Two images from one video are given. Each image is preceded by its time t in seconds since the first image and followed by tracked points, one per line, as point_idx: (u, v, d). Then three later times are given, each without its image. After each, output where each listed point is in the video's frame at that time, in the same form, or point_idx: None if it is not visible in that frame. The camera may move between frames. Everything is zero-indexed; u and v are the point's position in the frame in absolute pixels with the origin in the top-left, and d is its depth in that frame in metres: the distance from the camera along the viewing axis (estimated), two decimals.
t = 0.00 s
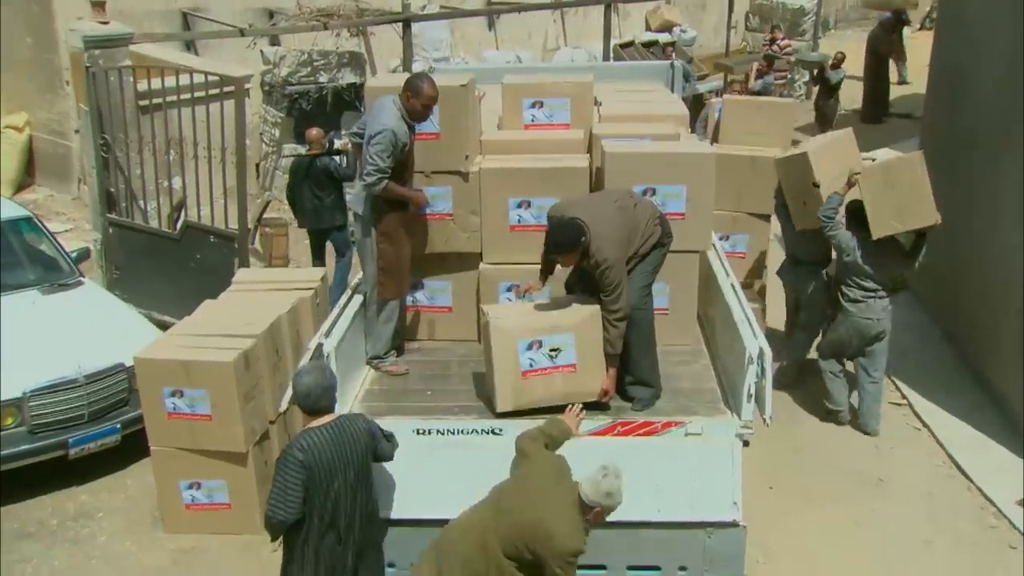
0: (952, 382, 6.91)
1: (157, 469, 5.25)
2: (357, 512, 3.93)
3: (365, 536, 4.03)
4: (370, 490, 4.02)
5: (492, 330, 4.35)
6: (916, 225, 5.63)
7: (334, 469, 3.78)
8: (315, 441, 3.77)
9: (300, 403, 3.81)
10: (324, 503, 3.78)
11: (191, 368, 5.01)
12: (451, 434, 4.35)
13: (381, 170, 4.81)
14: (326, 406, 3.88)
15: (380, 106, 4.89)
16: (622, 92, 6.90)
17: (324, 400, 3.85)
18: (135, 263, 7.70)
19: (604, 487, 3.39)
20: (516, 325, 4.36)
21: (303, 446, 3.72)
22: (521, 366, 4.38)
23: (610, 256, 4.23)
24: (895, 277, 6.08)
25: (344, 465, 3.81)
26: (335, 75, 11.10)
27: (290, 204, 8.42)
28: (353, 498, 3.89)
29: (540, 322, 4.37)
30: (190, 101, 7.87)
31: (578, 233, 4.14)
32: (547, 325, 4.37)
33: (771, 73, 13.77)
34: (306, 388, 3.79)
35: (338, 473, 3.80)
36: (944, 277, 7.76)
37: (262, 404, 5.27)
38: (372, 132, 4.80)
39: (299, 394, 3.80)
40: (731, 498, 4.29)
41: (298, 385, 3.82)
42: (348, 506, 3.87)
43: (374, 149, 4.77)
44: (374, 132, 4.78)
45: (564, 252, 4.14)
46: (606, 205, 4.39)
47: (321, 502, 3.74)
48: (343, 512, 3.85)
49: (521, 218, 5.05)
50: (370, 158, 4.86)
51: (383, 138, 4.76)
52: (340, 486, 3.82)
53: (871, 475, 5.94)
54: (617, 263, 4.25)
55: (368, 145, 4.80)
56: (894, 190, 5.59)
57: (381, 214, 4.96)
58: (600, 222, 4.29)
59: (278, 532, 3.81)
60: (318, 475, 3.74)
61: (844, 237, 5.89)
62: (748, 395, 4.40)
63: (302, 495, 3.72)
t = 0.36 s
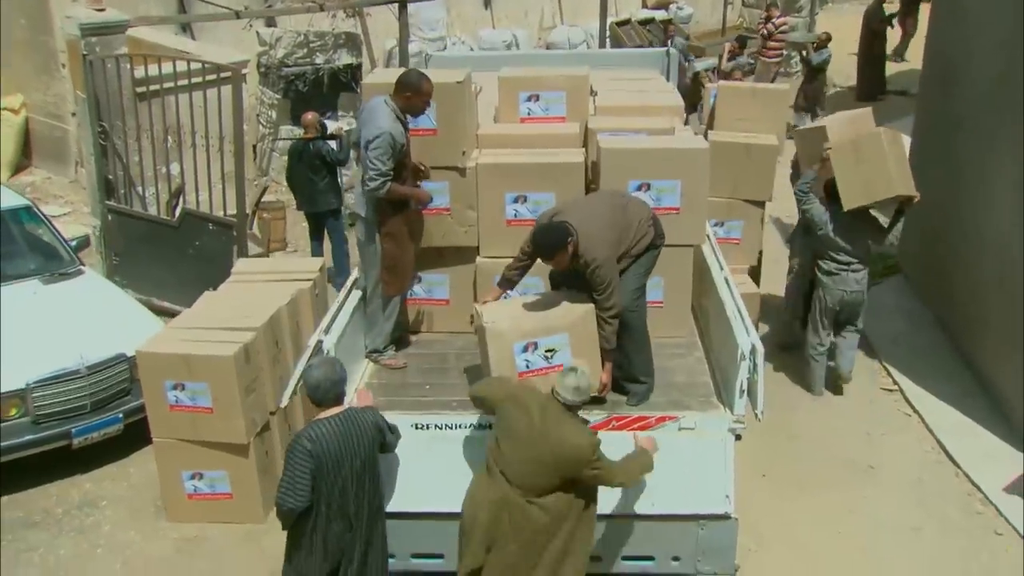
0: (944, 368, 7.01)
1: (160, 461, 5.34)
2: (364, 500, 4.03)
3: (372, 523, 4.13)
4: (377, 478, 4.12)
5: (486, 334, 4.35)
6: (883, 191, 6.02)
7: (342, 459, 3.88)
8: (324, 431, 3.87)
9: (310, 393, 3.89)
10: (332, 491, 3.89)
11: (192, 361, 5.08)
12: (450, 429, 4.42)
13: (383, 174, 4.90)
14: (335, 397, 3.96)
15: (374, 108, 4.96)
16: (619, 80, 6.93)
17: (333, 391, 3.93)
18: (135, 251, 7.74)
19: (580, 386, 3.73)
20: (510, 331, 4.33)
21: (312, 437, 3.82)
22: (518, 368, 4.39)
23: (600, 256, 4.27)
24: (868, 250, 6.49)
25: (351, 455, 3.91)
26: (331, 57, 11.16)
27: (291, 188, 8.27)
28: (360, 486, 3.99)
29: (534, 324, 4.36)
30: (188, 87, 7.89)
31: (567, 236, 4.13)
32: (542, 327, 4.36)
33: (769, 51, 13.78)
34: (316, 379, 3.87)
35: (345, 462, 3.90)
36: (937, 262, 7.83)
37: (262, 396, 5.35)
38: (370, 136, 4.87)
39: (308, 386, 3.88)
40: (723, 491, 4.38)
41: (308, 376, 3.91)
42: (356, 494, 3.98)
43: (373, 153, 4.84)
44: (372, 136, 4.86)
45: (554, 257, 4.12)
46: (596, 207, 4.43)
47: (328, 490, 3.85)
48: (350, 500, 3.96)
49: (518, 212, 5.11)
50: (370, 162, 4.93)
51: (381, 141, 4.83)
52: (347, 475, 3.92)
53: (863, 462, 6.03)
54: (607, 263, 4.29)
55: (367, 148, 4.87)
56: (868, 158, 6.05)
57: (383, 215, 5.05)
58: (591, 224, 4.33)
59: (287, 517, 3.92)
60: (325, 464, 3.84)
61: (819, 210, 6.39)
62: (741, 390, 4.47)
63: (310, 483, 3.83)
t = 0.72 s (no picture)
0: (934, 357, 7.10)
1: (161, 455, 5.42)
2: (353, 499, 4.09)
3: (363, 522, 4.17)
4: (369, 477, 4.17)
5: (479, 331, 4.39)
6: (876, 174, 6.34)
7: (324, 456, 3.96)
8: (308, 428, 3.97)
9: (297, 391, 4.01)
10: (314, 487, 3.98)
11: (192, 358, 5.15)
12: (447, 425, 4.44)
13: (377, 171, 4.98)
14: (323, 395, 4.05)
15: (369, 107, 5.04)
16: (614, 72, 6.98)
17: (320, 389, 4.03)
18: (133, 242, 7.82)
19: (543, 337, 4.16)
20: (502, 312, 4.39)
21: (294, 432, 3.93)
22: (508, 347, 4.42)
23: (571, 242, 4.40)
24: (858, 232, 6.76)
25: (334, 452, 3.98)
26: (326, 42, 11.24)
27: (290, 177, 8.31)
28: (347, 484, 4.05)
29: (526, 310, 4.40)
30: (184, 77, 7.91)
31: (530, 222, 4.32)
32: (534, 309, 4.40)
33: (761, 34, 13.87)
34: (302, 376, 3.99)
35: (328, 459, 3.98)
36: (927, 250, 7.91)
37: (261, 391, 5.43)
38: (360, 134, 4.96)
39: (296, 382, 4.01)
40: (715, 485, 4.43)
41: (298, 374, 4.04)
42: (342, 492, 4.04)
43: (365, 151, 4.93)
44: (361, 134, 4.94)
45: (521, 243, 4.29)
46: (573, 198, 4.54)
47: (309, 486, 3.95)
48: (335, 498, 4.03)
49: (513, 209, 5.16)
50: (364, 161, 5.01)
51: (373, 138, 4.92)
52: (331, 473, 4.00)
53: (854, 451, 6.13)
54: (575, 251, 4.40)
55: (358, 146, 4.97)
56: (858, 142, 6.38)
57: (381, 212, 5.13)
58: (563, 213, 4.44)
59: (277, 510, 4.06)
60: (306, 460, 3.94)
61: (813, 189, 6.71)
62: (733, 388, 4.54)
63: (292, 477, 3.94)
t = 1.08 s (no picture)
0: (930, 349, 7.18)
1: (167, 452, 5.50)
2: (331, 501, 4.11)
3: (345, 523, 4.20)
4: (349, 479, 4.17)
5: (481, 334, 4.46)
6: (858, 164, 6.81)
7: (298, 458, 4.00)
8: (282, 429, 4.02)
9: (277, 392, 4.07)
10: (289, 488, 4.03)
11: (197, 355, 5.25)
12: (449, 423, 4.47)
13: (382, 164, 5.08)
14: (300, 396, 4.09)
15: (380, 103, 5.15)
16: (614, 67, 7.03)
17: (297, 391, 4.07)
18: (136, 236, 7.88)
19: (536, 328, 4.13)
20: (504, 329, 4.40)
21: (267, 434, 3.99)
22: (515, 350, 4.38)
23: (585, 259, 4.38)
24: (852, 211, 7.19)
25: (308, 454, 4.01)
26: (326, 32, 11.35)
27: (289, 168, 8.37)
28: (323, 486, 4.07)
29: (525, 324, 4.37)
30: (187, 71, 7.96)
31: (546, 239, 4.28)
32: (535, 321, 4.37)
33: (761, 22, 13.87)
34: (280, 377, 4.04)
35: (302, 461, 4.01)
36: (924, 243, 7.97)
37: (265, 388, 5.51)
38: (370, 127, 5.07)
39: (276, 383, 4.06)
40: (713, 482, 4.49)
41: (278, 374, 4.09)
42: (318, 494, 4.06)
43: (372, 144, 5.04)
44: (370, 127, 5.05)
45: (535, 263, 4.27)
46: (579, 211, 4.54)
47: (282, 488, 4.00)
48: (310, 498, 4.06)
49: (514, 208, 5.22)
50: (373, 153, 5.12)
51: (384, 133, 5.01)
52: (306, 475, 4.03)
53: (849, 444, 6.23)
54: (593, 264, 4.39)
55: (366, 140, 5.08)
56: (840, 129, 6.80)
57: (391, 206, 5.20)
58: (575, 227, 4.43)
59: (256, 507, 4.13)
60: (280, 461, 3.99)
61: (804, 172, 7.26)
62: (731, 387, 4.60)
63: (265, 475, 4.01)
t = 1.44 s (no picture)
0: (929, 347, 7.25)
1: (175, 450, 5.59)
2: (316, 502, 4.16)
3: (332, 522, 4.25)
4: (334, 479, 4.23)
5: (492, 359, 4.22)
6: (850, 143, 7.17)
7: (285, 460, 4.04)
8: (269, 430, 4.06)
9: (264, 393, 4.11)
10: (275, 488, 4.08)
11: (206, 355, 5.32)
12: (454, 425, 4.53)
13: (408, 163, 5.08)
14: (288, 397, 4.13)
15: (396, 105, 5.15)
16: (615, 66, 7.08)
17: (285, 392, 4.12)
18: (143, 232, 7.94)
19: (562, 374, 3.96)
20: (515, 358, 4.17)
21: (254, 434, 4.04)
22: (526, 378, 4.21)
23: (589, 262, 4.50)
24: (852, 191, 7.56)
25: (295, 456, 4.05)
26: (329, 27, 11.24)
27: (291, 164, 8.46)
28: (309, 487, 4.12)
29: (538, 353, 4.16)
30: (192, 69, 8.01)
31: (553, 244, 4.38)
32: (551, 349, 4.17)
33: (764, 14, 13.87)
34: (267, 379, 4.09)
35: (288, 463, 4.05)
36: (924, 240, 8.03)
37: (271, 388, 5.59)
38: (392, 126, 5.06)
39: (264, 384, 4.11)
40: (714, 484, 4.59)
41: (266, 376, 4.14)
42: (304, 495, 4.11)
43: (397, 144, 5.03)
44: (393, 127, 5.04)
45: (542, 266, 4.37)
46: (578, 217, 4.63)
47: (268, 488, 4.05)
48: (297, 498, 4.10)
49: (517, 211, 5.29)
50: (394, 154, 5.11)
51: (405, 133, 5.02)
52: (292, 476, 4.08)
53: (847, 442, 6.30)
54: (598, 266, 4.52)
55: (389, 139, 5.07)
56: (830, 114, 7.27)
57: (412, 206, 5.20)
58: (579, 233, 4.53)
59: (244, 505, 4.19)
60: (266, 462, 4.04)
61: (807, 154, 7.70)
62: (731, 390, 4.68)
63: (252, 475, 4.06)
